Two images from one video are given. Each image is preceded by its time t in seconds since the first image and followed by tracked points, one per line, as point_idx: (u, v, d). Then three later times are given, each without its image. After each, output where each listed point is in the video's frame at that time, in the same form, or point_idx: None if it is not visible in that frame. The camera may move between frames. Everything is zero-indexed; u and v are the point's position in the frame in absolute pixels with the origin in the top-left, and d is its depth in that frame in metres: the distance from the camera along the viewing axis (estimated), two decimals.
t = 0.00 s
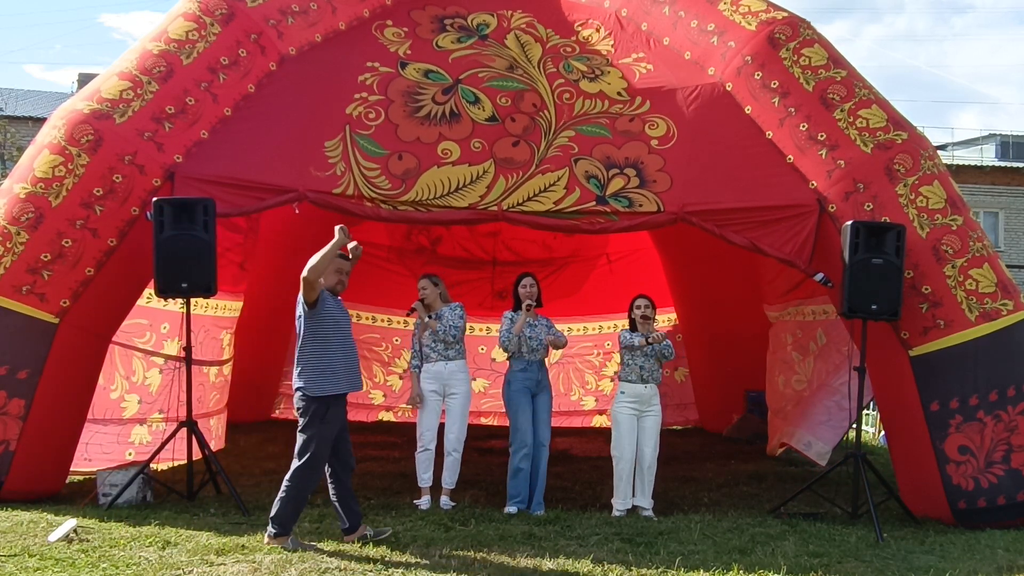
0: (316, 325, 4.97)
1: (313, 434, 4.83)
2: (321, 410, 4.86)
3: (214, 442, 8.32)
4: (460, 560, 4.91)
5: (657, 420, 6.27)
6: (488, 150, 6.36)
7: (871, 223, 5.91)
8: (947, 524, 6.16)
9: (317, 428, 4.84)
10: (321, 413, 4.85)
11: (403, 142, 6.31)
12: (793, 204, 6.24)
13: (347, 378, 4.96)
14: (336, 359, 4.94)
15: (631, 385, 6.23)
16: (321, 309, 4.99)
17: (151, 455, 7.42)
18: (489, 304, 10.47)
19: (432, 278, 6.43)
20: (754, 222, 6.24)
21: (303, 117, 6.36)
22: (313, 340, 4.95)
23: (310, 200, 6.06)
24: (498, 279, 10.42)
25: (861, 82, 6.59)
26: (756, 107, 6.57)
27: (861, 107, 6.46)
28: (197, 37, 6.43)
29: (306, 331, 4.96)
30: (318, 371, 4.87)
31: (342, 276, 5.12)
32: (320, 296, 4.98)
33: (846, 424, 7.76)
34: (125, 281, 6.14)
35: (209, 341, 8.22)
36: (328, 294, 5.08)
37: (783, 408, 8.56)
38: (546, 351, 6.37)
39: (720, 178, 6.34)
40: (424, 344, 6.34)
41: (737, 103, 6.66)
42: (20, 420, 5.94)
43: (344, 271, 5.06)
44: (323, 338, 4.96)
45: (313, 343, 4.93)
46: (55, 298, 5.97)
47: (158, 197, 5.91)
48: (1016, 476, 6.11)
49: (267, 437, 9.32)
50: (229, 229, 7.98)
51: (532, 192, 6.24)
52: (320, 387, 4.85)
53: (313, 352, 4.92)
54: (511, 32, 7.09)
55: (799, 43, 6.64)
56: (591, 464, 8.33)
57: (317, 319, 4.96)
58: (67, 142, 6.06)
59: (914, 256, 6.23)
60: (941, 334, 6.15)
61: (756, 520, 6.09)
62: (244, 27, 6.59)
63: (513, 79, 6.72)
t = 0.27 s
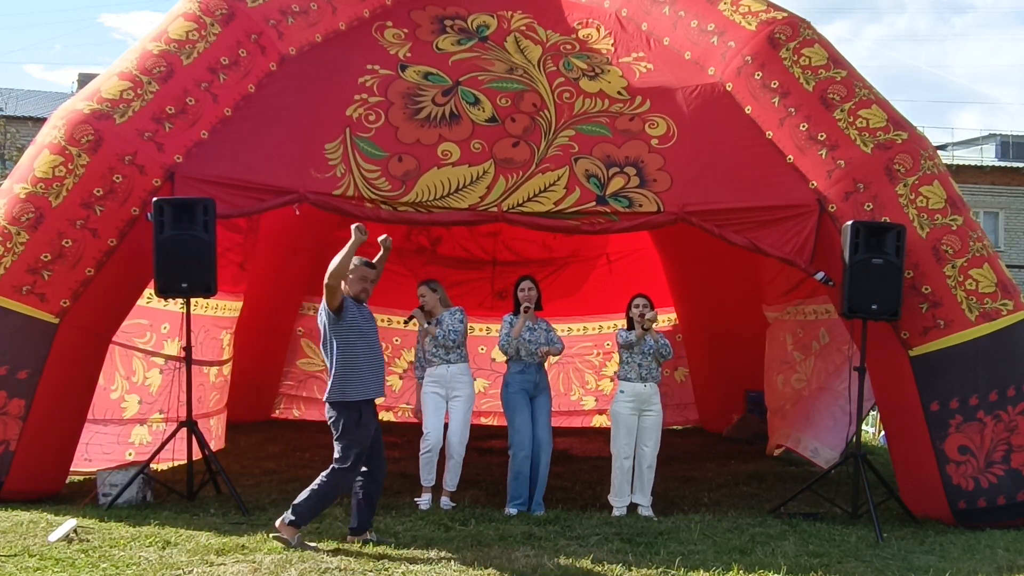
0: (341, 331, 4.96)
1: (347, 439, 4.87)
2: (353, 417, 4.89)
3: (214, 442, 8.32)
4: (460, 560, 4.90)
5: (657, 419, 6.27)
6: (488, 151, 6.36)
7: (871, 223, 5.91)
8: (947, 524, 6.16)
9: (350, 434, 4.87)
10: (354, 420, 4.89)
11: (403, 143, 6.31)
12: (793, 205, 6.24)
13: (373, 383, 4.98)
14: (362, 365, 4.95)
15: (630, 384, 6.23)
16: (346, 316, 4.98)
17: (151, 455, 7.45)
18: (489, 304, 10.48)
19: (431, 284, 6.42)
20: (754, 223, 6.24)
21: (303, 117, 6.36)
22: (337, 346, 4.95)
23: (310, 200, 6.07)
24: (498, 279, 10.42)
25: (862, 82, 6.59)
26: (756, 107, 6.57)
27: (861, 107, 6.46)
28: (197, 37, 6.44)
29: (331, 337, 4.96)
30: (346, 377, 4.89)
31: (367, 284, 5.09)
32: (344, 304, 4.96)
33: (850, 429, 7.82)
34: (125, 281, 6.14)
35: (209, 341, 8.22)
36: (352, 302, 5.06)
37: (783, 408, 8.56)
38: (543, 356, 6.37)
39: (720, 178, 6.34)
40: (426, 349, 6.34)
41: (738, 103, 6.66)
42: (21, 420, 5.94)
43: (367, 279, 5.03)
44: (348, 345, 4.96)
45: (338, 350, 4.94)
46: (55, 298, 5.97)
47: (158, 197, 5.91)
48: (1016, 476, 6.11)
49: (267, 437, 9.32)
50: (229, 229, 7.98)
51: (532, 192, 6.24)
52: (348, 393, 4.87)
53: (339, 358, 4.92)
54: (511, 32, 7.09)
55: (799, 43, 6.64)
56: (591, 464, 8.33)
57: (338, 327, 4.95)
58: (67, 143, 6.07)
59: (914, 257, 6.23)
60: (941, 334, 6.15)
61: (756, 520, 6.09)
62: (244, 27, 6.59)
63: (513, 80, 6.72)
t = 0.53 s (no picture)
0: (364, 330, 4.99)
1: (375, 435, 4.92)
2: (382, 412, 4.95)
3: (214, 442, 8.33)
4: (460, 560, 4.90)
5: (656, 420, 6.26)
6: (488, 151, 6.36)
7: (871, 223, 5.91)
8: (947, 523, 6.16)
9: (377, 430, 4.91)
10: (382, 415, 4.94)
11: (403, 143, 6.31)
12: (793, 205, 6.24)
13: (397, 380, 5.01)
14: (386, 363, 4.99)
15: (628, 385, 6.25)
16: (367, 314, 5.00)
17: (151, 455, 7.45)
18: (489, 304, 10.47)
19: (435, 279, 6.42)
20: (754, 223, 6.24)
21: (303, 118, 6.36)
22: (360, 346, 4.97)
23: (310, 200, 6.07)
24: (498, 279, 10.43)
25: (861, 82, 6.59)
26: (756, 107, 6.57)
27: (861, 107, 6.46)
28: (197, 37, 6.44)
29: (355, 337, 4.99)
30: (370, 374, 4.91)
31: (387, 280, 5.10)
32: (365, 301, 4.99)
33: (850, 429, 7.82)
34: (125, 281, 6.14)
35: (209, 341, 8.21)
36: (375, 300, 5.08)
37: (784, 408, 8.57)
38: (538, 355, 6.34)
39: (720, 178, 6.34)
40: (423, 344, 6.34)
41: (738, 103, 6.66)
42: (21, 420, 5.94)
43: (387, 274, 5.04)
44: (371, 343, 4.98)
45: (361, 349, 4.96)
46: (55, 298, 5.97)
47: (158, 197, 5.91)
48: (1016, 476, 6.11)
49: (267, 437, 9.33)
50: (229, 229, 7.98)
51: (532, 192, 6.24)
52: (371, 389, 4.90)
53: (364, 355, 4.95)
54: (511, 33, 7.09)
55: (799, 43, 6.64)
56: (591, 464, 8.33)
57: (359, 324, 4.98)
58: (67, 143, 6.07)
59: (914, 257, 6.23)
60: (941, 334, 6.15)
61: (756, 520, 6.10)
62: (244, 27, 6.59)
63: (513, 80, 6.72)
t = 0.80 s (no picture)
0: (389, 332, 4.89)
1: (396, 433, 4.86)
2: (402, 411, 4.87)
3: (214, 442, 8.32)
4: (460, 560, 4.90)
5: (656, 420, 6.26)
6: (488, 151, 6.36)
7: (872, 223, 5.91)
8: (947, 523, 6.16)
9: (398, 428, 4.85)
10: (403, 414, 4.86)
11: (403, 143, 6.31)
12: (792, 205, 6.24)
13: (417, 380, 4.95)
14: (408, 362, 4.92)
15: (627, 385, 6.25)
16: (393, 316, 4.89)
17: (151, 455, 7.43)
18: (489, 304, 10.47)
19: (443, 277, 6.46)
20: (753, 223, 6.24)
21: (303, 118, 6.36)
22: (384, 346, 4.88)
23: (310, 200, 6.07)
24: (498, 279, 10.43)
25: (861, 82, 6.59)
26: (755, 107, 6.57)
27: (861, 107, 6.46)
28: (197, 37, 6.43)
29: (379, 337, 4.89)
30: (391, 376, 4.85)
31: (414, 280, 4.99)
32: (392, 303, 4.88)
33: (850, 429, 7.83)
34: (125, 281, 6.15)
35: (209, 341, 8.21)
36: (401, 300, 4.98)
37: (784, 408, 8.57)
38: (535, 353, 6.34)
39: (720, 178, 6.34)
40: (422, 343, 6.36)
41: (738, 103, 6.66)
42: (20, 420, 5.94)
43: (416, 275, 4.93)
44: (395, 344, 4.90)
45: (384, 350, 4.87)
46: (55, 298, 5.97)
47: (158, 197, 5.91)
48: (1016, 476, 6.11)
49: (266, 437, 9.33)
50: (228, 228, 7.98)
51: (532, 192, 6.24)
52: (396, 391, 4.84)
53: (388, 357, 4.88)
54: (511, 33, 7.09)
55: (799, 43, 6.63)
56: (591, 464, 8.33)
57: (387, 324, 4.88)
58: (67, 142, 6.07)
59: (914, 257, 6.23)
60: (941, 334, 6.15)
61: (757, 520, 6.10)
62: (244, 27, 6.59)
63: (513, 80, 6.72)
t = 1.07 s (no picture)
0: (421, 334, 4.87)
1: (427, 443, 4.79)
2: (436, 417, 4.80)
3: (214, 442, 8.32)
4: (460, 560, 4.90)
5: (655, 420, 6.26)
6: (488, 149, 6.35)
7: (871, 223, 5.91)
8: (947, 524, 6.16)
9: (427, 437, 4.77)
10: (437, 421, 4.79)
11: (404, 142, 6.31)
12: (792, 205, 6.24)
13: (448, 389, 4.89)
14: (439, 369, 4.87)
15: (627, 385, 6.26)
16: (427, 318, 4.89)
17: (151, 455, 7.43)
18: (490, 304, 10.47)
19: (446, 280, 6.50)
20: (753, 222, 6.24)
21: (303, 117, 6.36)
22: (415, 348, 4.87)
23: (310, 200, 6.07)
24: (498, 279, 10.42)
25: (862, 82, 6.58)
26: (755, 107, 6.57)
27: (861, 107, 6.46)
28: (197, 37, 6.43)
29: (412, 338, 4.87)
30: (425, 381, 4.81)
31: (447, 290, 5.08)
32: (428, 305, 4.88)
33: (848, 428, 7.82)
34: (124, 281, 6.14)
35: (209, 341, 8.20)
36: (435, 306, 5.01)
37: (784, 408, 8.58)
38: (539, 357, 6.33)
39: (720, 178, 6.34)
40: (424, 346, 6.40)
41: (738, 103, 6.66)
42: (20, 421, 5.94)
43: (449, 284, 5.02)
44: (428, 350, 4.88)
45: (416, 352, 4.86)
46: (55, 298, 5.97)
47: (158, 198, 5.91)
48: (1016, 476, 6.11)
49: (266, 437, 9.32)
50: (228, 228, 7.97)
51: (532, 190, 6.24)
52: (423, 395, 4.77)
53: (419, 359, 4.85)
54: (511, 33, 7.09)
55: (799, 43, 6.63)
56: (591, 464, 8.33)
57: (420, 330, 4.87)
58: (67, 143, 6.06)
59: (914, 257, 6.23)
60: (941, 334, 6.15)
61: (757, 520, 6.10)
62: (244, 27, 6.59)
63: (513, 79, 6.72)
